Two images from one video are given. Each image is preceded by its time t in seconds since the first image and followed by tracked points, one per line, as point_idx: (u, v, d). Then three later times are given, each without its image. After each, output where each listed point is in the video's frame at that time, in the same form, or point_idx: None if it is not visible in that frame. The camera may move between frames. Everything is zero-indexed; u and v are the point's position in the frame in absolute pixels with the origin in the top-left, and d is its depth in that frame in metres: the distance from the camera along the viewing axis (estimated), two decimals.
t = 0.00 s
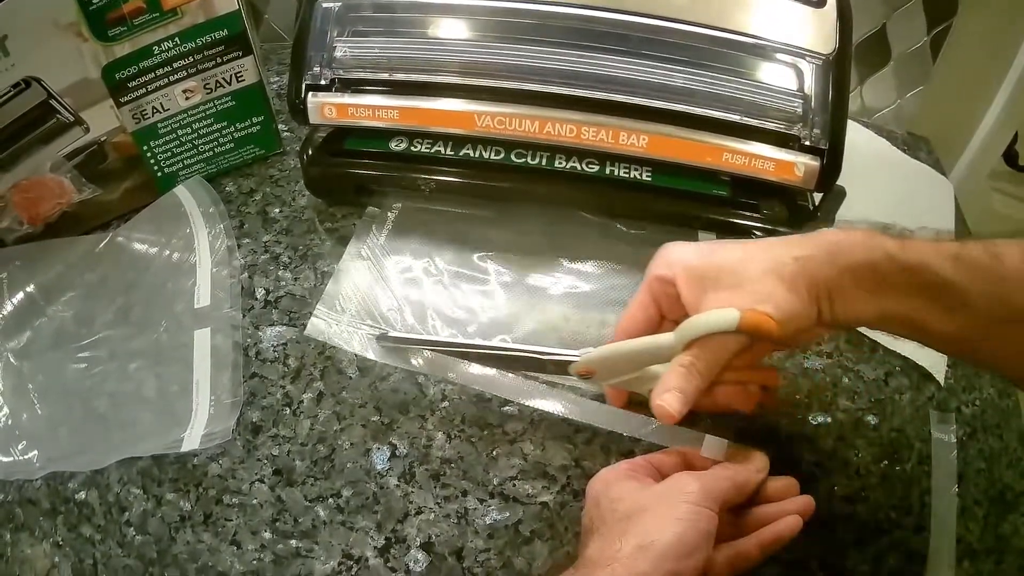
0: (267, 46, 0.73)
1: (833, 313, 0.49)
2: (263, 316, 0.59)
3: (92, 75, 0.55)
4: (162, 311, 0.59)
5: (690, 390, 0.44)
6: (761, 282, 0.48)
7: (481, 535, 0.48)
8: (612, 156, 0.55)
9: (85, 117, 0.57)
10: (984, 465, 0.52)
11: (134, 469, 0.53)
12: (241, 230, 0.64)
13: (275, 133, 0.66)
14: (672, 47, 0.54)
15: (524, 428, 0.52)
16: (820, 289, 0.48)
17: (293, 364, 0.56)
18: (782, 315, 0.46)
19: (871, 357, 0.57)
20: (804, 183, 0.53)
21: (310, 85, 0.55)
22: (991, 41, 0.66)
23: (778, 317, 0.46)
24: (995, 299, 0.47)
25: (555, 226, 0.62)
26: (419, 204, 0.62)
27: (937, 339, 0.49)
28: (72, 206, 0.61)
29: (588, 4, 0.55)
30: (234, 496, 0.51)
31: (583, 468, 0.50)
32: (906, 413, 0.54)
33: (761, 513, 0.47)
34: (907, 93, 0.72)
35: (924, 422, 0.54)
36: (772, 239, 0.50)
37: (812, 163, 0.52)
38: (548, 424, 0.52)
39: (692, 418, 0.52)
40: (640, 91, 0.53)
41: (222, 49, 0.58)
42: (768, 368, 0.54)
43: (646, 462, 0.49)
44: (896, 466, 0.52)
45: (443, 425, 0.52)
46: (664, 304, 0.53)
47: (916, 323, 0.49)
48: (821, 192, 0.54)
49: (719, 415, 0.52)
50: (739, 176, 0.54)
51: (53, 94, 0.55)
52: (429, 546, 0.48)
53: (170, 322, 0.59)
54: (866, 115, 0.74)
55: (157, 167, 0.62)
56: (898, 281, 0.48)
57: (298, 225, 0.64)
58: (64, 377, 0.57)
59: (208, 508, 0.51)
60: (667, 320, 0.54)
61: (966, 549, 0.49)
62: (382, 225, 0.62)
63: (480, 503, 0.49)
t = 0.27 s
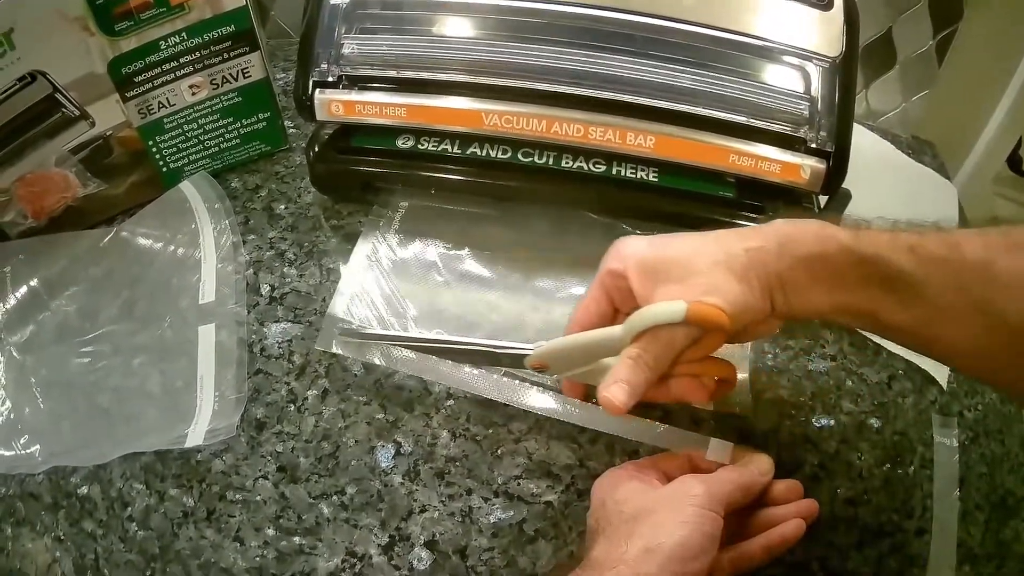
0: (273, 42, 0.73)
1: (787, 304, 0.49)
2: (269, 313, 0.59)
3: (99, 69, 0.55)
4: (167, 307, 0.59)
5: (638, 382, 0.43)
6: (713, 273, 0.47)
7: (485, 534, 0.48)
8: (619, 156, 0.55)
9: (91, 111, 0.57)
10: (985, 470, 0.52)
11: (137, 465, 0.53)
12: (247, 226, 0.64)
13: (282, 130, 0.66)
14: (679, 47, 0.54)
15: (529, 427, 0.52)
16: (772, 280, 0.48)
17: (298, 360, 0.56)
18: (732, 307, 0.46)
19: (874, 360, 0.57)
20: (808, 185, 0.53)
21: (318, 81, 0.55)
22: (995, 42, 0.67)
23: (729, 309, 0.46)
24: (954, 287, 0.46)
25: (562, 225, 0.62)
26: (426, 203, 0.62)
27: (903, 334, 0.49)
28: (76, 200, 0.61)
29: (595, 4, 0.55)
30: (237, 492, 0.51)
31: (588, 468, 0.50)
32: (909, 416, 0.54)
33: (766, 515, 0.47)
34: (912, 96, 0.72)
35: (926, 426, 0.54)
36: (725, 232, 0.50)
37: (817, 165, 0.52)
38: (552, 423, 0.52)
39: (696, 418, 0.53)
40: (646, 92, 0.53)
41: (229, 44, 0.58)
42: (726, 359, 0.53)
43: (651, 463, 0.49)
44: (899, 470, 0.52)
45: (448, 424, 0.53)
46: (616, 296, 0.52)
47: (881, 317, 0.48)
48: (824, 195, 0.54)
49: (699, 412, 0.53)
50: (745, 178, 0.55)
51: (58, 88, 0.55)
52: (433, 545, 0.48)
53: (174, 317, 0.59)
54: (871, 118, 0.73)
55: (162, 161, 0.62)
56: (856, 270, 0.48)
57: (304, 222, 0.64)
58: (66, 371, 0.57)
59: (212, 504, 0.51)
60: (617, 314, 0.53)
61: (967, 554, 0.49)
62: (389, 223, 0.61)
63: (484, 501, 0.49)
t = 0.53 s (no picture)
0: (283, 37, 0.73)
1: (727, 292, 0.48)
2: (276, 308, 0.59)
3: (109, 62, 0.55)
4: (174, 300, 0.59)
5: (567, 368, 0.44)
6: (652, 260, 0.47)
7: (489, 532, 0.48)
8: (627, 158, 0.55)
9: (100, 103, 0.57)
10: (984, 477, 0.52)
11: (141, 458, 0.53)
12: (255, 221, 0.64)
13: (291, 126, 0.66)
14: (689, 51, 0.55)
15: (534, 426, 0.52)
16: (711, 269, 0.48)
17: (305, 356, 0.56)
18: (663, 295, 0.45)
19: (877, 366, 0.56)
20: (815, 191, 0.53)
21: (329, 79, 0.55)
22: (1003, 46, 0.65)
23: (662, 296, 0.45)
24: (902, 277, 0.46)
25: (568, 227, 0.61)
26: (434, 202, 0.62)
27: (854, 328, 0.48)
28: (84, 192, 0.61)
29: (606, 5, 0.55)
30: (242, 487, 0.52)
31: (592, 467, 0.51)
32: (911, 421, 0.54)
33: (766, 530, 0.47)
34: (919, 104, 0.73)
35: (927, 431, 0.54)
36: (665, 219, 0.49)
37: (825, 171, 0.52)
38: (557, 422, 0.52)
39: (700, 420, 0.53)
40: (655, 95, 0.53)
41: (240, 40, 0.58)
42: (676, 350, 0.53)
43: (659, 471, 0.49)
44: (899, 475, 0.52)
45: (454, 422, 0.53)
46: (559, 286, 0.51)
47: (832, 310, 0.48)
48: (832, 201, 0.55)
49: (702, 414, 0.53)
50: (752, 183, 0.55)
51: (69, 79, 0.55)
52: (437, 542, 0.48)
53: (181, 311, 0.59)
54: (877, 125, 0.75)
55: (170, 155, 0.62)
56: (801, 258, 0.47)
57: (312, 218, 0.64)
58: (71, 364, 0.57)
59: (216, 498, 0.51)
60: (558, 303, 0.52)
61: (965, 559, 0.50)
62: (398, 222, 0.61)
63: (487, 499, 0.50)
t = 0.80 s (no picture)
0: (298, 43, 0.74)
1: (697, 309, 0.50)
2: (298, 313, 0.59)
3: (128, 65, 0.56)
4: (194, 304, 0.60)
5: (588, 337, 0.50)
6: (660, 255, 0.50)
7: (511, 535, 0.49)
8: (644, 166, 0.56)
9: (119, 106, 0.57)
10: (994, 481, 0.53)
11: (160, 461, 0.54)
12: (275, 226, 0.64)
13: (310, 133, 0.66)
14: (706, 61, 0.55)
15: (555, 430, 0.53)
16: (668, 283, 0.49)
17: (326, 360, 0.57)
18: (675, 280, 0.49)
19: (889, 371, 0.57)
20: (830, 199, 0.54)
21: (350, 84, 0.55)
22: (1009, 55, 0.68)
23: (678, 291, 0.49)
24: (967, 322, 0.46)
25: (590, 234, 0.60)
26: (457, 209, 0.61)
27: (873, 341, 0.49)
28: (101, 194, 0.61)
29: (621, 12, 0.55)
30: (263, 490, 0.52)
31: (613, 471, 0.51)
32: (923, 427, 0.55)
33: None
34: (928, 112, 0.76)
35: (938, 437, 0.54)
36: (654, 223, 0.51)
37: (839, 179, 0.53)
38: (578, 427, 0.53)
39: (718, 425, 0.53)
40: (673, 104, 0.54)
41: (261, 45, 0.58)
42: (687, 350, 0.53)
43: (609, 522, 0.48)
44: (910, 481, 0.52)
45: (475, 426, 0.53)
46: (588, 251, 0.53)
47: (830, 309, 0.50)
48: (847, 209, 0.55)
49: (720, 419, 0.54)
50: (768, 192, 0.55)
51: (88, 83, 0.55)
52: (459, 545, 0.49)
53: (202, 315, 0.59)
54: (890, 133, 0.76)
55: (191, 160, 0.62)
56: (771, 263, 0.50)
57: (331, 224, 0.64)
58: (90, 366, 0.57)
59: (237, 501, 0.52)
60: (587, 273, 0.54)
61: (974, 562, 0.50)
62: (420, 229, 0.61)
63: (508, 502, 0.50)
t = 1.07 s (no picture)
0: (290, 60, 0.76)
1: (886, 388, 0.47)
2: (289, 323, 0.60)
3: (126, 79, 0.57)
4: (188, 314, 0.61)
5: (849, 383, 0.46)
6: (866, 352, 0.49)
7: (503, 534, 0.50)
8: (629, 177, 0.58)
9: (115, 120, 0.59)
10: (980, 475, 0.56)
11: (156, 468, 0.55)
12: (267, 238, 0.65)
13: (301, 146, 0.67)
14: (688, 73, 0.57)
15: (544, 432, 0.54)
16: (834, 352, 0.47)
17: (319, 368, 0.58)
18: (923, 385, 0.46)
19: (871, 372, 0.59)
20: (810, 203, 0.56)
21: (343, 99, 0.58)
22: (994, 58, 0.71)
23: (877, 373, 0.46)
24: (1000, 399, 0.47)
25: (572, 243, 0.63)
26: (443, 221, 0.64)
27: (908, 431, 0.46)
28: (95, 207, 0.62)
29: (607, 28, 0.58)
30: (258, 495, 0.53)
31: (600, 471, 0.53)
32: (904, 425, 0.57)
33: None
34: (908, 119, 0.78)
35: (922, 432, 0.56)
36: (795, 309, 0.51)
37: (819, 185, 0.55)
38: (566, 429, 0.55)
39: (702, 425, 0.55)
40: (656, 115, 0.56)
41: (255, 60, 0.60)
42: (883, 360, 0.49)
43: None
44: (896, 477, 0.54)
45: (465, 430, 0.54)
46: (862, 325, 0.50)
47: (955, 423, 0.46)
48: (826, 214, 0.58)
49: (705, 418, 0.56)
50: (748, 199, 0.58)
51: (85, 96, 0.56)
52: (451, 545, 0.50)
53: (196, 325, 0.60)
54: (868, 139, 0.80)
55: (183, 174, 0.64)
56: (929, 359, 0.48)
57: (323, 236, 0.65)
58: (84, 376, 0.58)
59: (232, 507, 0.53)
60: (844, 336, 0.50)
61: (963, 551, 0.52)
62: (409, 240, 0.63)
63: (502, 503, 0.52)
